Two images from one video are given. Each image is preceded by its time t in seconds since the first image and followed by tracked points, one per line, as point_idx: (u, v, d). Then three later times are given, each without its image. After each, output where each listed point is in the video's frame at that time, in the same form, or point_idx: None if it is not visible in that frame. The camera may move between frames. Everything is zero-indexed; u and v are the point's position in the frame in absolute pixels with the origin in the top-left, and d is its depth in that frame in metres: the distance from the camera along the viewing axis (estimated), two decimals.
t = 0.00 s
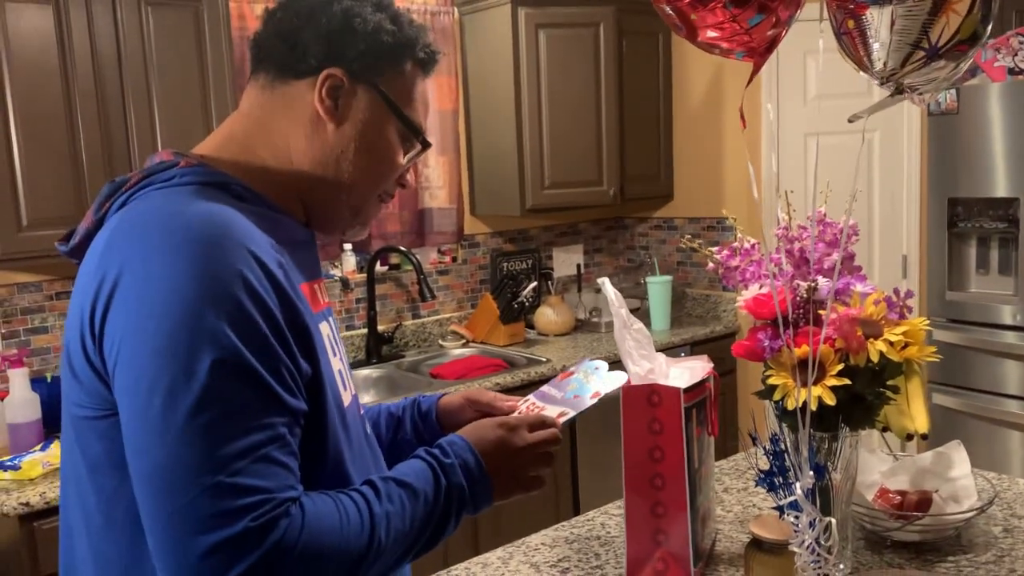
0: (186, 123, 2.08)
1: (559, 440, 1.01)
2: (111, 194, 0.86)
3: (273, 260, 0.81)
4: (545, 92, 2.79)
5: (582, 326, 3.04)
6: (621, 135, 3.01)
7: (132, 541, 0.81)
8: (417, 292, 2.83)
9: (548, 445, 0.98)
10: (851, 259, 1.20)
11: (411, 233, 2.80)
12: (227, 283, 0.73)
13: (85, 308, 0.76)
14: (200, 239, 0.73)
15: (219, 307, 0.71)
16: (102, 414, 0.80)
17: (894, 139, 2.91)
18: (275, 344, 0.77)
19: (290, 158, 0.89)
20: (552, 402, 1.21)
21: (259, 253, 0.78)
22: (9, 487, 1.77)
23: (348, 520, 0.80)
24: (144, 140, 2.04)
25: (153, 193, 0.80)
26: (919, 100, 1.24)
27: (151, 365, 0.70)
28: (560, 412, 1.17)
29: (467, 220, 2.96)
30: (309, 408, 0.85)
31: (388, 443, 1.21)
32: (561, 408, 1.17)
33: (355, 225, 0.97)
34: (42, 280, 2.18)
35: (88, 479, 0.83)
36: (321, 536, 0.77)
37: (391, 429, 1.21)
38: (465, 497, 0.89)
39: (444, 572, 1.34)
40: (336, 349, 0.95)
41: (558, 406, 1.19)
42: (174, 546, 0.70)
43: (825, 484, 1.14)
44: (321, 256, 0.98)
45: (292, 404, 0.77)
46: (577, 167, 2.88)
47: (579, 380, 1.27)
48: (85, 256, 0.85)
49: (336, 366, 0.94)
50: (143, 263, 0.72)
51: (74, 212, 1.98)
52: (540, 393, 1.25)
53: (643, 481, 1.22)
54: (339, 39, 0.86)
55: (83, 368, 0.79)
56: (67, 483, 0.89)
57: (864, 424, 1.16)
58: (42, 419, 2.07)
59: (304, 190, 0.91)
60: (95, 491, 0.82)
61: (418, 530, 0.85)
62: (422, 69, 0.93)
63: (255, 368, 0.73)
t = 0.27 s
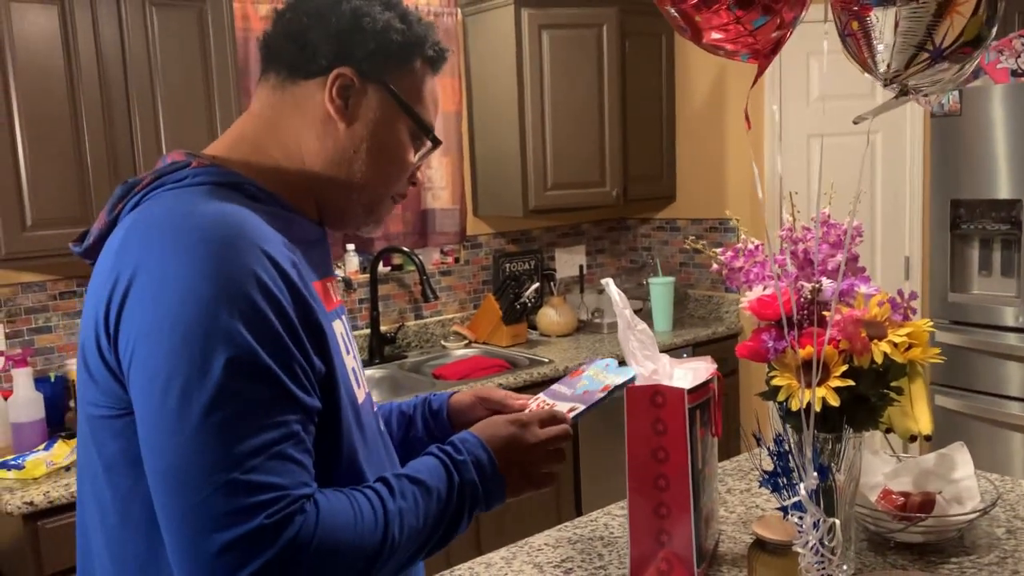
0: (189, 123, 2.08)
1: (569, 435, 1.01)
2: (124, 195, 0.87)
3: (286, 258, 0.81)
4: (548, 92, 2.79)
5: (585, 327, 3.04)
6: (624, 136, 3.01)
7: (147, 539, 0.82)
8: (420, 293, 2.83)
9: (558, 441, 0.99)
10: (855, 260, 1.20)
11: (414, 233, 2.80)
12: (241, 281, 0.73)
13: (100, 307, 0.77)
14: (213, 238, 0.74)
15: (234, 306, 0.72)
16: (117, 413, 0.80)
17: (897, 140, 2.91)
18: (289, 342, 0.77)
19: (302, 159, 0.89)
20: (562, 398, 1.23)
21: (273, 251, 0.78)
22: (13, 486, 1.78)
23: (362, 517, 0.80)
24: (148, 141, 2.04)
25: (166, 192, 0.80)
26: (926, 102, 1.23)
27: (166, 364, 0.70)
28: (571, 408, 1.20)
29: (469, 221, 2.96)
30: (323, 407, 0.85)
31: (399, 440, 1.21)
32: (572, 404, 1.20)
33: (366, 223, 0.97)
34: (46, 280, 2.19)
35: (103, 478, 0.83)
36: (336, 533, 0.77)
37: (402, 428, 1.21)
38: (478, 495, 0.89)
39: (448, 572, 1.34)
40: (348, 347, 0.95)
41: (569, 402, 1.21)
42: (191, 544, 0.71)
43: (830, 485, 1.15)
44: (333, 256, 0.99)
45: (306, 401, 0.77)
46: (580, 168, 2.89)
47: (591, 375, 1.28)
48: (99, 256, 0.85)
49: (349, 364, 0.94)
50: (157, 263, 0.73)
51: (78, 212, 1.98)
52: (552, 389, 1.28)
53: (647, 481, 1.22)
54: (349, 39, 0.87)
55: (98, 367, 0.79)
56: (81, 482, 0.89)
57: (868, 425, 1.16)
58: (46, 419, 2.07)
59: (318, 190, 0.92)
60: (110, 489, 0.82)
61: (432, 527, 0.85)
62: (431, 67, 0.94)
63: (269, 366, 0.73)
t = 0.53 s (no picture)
0: (193, 123, 2.08)
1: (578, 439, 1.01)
2: (139, 193, 0.87)
3: (298, 257, 0.81)
4: (552, 94, 2.80)
5: (587, 329, 3.04)
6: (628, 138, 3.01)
7: (157, 535, 0.82)
8: (423, 293, 2.84)
9: (567, 444, 0.99)
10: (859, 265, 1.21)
11: (417, 234, 2.80)
12: (254, 280, 0.73)
13: (114, 303, 0.77)
14: (227, 236, 0.74)
15: (247, 304, 0.72)
16: (129, 408, 0.80)
17: (901, 144, 2.91)
18: (301, 341, 0.77)
19: (316, 161, 0.89)
20: (573, 404, 1.23)
21: (286, 250, 0.78)
22: (15, 484, 1.78)
23: (371, 516, 0.80)
24: (153, 140, 2.04)
25: (180, 190, 0.81)
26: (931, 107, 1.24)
27: (179, 361, 0.70)
28: (580, 414, 1.18)
29: (473, 222, 2.96)
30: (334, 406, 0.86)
31: (407, 443, 1.21)
32: (581, 410, 1.18)
33: (378, 225, 0.98)
34: (49, 278, 2.19)
35: (115, 474, 0.83)
36: (345, 530, 0.78)
37: (411, 430, 1.21)
38: (486, 495, 0.89)
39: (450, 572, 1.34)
40: (359, 348, 0.96)
41: (578, 408, 1.20)
42: (202, 539, 0.71)
43: (831, 489, 1.15)
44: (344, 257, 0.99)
45: (318, 400, 0.78)
46: (583, 170, 2.89)
47: (600, 382, 1.28)
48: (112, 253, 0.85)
49: (360, 364, 0.94)
50: (171, 260, 0.73)
51: (83, 211, 1.99)
52: (562, 394, 1.27)
53: (649, 484, 1.22)
54: (363, 41, 0.86)
55: (111, 363, 0.80)
56: (93, 477, 0.89)
57: (869, 430, 1.16)
58: (48, 417, 2.08)
59: (333, 192, 0.92)
60: (121, 485, 0.83)
61: (440, 527, 0.85)
62: (445, 70, 0.94)
63: (281, 364, 0.73)
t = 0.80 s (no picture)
0: (200, 118, 2.08)
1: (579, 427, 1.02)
2: (140, 186, 0.87)
3: (299, 250, 0.81)
4: (557, 92, 2.79)
5: (591, 327, 3.04)
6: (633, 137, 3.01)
7: (157, 529, 0.82)
8: (426, 291, 2.84)
9: (568, 434, 0.99)
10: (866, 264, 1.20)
11: (421, 232, 2.80)
12: (253, 271, 0.73)
13: (114, 294, 0.77)
14: (226, 227, 0.74)
15: (246, 295, 0.72)
16: (130, 401, 0.80)
17: (907, 144, 2.90)
18: (301, 333, 0.77)
19: (317, 156, 0.89)
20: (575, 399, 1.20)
21: (286, 242, 0.78)
22: (20, 478, 1.78)
23: (370, 507, 0.80)
24: (159, 136, 2.04)
25: (182, 183, 0.81)
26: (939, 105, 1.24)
27: (178, 351, 0.70)
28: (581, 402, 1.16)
29: (477, 220, 2.96)
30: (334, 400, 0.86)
31: (412, 439, 1.21)
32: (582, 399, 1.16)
33: (380, 220, 0.97)
34: (55, 273, 2.19)
35: (115, 467, 0.83)
36: (344, 522, 0.77)
37: (415, 425, 1.21)
38: (486, 487, 0.89)
39: (454, 569, 1.34)
40: (361, 343, 0.96)
41: (580, 398, 1.18)
42: (200, 530, 0.71)
43: (836, 489, 1.15)
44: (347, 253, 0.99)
45: (317, 392, 0.78)
46: (588, 168, 2.89)
47: (608, 375, 1.24)
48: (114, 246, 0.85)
49: (362, 359, 0.94)
50: (171, 251, 0.73)
51: (88, 206, 1.99)
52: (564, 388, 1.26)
53: (654, 483, 1.22)
54: (364, 34, 0.87)
55: (112, 355, 0.80)
56: (94, 471, 0.89)
57: (875, 430, 1.16)
58: (53, 412, 2.08)
59: (336, 187, 0.92)
60: (122, 478, 0.82)
61: (439, 519, 0.85)
62: (447, 64, 0.94)
63: (280, 356, 0.73)
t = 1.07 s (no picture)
0: (204, 111, 2.08)
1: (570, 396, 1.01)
2: (136, 176, 0.87)
3: (296, 239, 0.80)
4: (562, 87, 2.78)
5: (595, 323, 3.04)
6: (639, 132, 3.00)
7: (151, 522, 0.81)
8: (430, 286, 2.83)
9: (560, 404, 0.97)
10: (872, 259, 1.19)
11: (425, 227, 2.79)
12: (249, 260, 0.73)
13: (109, 283, 0.76)
14: (222, 216, 0.73)
15: (241, 285, 0.71)
16: (124, 391, 0.80)
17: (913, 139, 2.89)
18: (297, 322, 0.76)
19: (316, 144, 0.88)
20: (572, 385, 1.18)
21: (282, 231, 0.78)
22: (23, 471, 1.78)
23: (364, 495, 0.79)
24: (163, 129, 2.04)
25: (178, 171, 0.80)
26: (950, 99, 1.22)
27: (172, 340, 0.70)
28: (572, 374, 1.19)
29: (481, 215, 2.96)
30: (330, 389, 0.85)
31: (409, 432, 1.21)
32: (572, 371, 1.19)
33: (378, 211, 0.97)
34: (59, 266, 2.19)
35: (110, 459, 0.83)
36: (339, 512, 0.77)
37: (413, 418, 1.21)
38: (481, 468, 0.88)
39: (457, 564, 1.34)
40: (359, 334, 0.95)
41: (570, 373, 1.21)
42: (194, 523, 0.70)
43: (843, 486, 1.14)
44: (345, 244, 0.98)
45: (313, 382, 0.77)
46: (593, 163, 2.88)
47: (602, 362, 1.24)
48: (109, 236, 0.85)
49: (359, 350, 0.93)
50: (166, 239, 0.73)
51: (92, 199, 1.99)
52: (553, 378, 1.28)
53: (658, 478, 1.21)
54: (363, 24, 0.86)
55: (106, 346, 0.79)
56: (88, 463, 0.89)
57: (882, 427, 1.14)
58: (56, 405, 2.08)
59: (333, 176, 0.91)
60: (116, 469, 0.82)
61: (433, 505, 0.84)
62: (447, 55, 0.93)
63: (276, 345, 0.73)
